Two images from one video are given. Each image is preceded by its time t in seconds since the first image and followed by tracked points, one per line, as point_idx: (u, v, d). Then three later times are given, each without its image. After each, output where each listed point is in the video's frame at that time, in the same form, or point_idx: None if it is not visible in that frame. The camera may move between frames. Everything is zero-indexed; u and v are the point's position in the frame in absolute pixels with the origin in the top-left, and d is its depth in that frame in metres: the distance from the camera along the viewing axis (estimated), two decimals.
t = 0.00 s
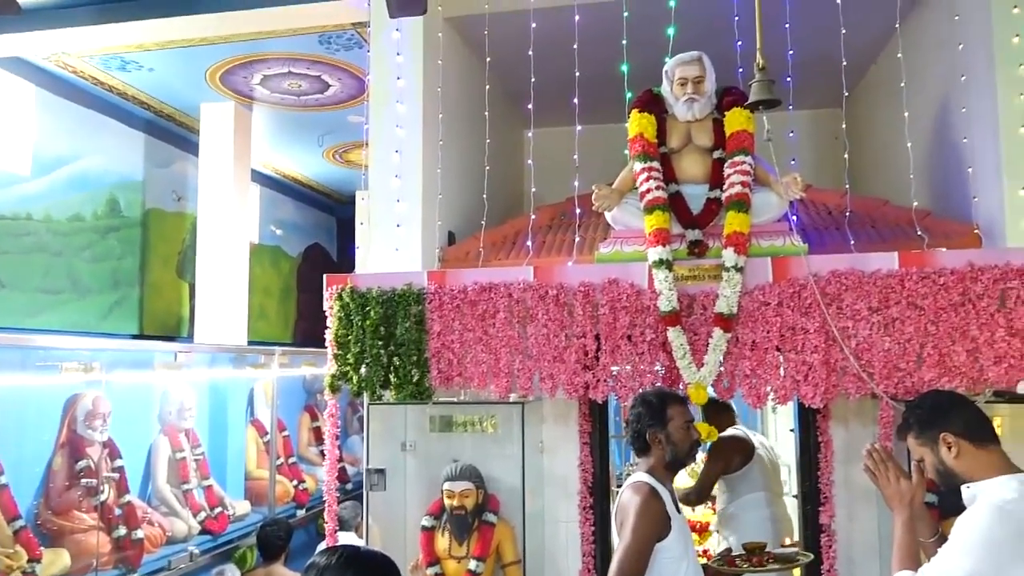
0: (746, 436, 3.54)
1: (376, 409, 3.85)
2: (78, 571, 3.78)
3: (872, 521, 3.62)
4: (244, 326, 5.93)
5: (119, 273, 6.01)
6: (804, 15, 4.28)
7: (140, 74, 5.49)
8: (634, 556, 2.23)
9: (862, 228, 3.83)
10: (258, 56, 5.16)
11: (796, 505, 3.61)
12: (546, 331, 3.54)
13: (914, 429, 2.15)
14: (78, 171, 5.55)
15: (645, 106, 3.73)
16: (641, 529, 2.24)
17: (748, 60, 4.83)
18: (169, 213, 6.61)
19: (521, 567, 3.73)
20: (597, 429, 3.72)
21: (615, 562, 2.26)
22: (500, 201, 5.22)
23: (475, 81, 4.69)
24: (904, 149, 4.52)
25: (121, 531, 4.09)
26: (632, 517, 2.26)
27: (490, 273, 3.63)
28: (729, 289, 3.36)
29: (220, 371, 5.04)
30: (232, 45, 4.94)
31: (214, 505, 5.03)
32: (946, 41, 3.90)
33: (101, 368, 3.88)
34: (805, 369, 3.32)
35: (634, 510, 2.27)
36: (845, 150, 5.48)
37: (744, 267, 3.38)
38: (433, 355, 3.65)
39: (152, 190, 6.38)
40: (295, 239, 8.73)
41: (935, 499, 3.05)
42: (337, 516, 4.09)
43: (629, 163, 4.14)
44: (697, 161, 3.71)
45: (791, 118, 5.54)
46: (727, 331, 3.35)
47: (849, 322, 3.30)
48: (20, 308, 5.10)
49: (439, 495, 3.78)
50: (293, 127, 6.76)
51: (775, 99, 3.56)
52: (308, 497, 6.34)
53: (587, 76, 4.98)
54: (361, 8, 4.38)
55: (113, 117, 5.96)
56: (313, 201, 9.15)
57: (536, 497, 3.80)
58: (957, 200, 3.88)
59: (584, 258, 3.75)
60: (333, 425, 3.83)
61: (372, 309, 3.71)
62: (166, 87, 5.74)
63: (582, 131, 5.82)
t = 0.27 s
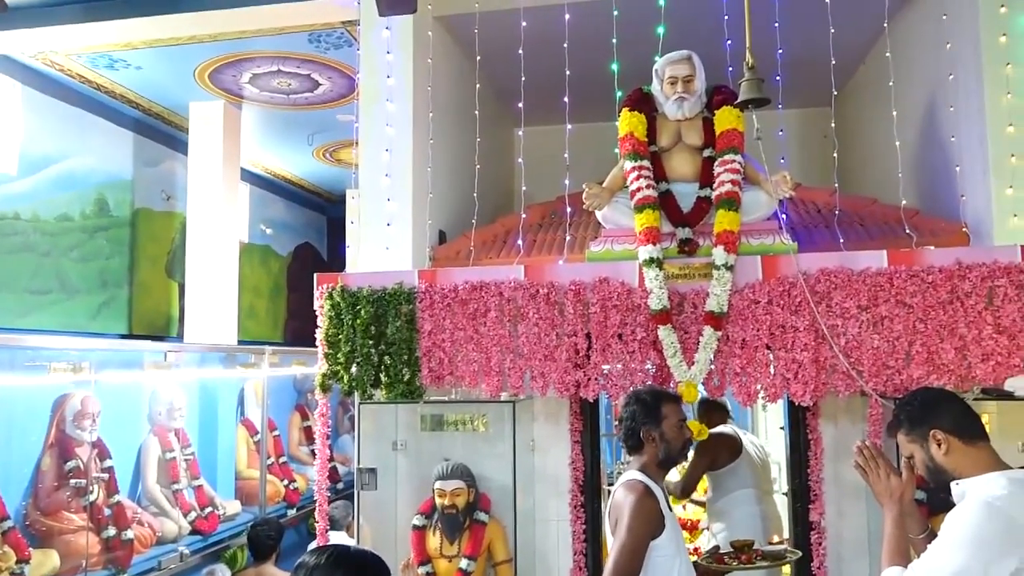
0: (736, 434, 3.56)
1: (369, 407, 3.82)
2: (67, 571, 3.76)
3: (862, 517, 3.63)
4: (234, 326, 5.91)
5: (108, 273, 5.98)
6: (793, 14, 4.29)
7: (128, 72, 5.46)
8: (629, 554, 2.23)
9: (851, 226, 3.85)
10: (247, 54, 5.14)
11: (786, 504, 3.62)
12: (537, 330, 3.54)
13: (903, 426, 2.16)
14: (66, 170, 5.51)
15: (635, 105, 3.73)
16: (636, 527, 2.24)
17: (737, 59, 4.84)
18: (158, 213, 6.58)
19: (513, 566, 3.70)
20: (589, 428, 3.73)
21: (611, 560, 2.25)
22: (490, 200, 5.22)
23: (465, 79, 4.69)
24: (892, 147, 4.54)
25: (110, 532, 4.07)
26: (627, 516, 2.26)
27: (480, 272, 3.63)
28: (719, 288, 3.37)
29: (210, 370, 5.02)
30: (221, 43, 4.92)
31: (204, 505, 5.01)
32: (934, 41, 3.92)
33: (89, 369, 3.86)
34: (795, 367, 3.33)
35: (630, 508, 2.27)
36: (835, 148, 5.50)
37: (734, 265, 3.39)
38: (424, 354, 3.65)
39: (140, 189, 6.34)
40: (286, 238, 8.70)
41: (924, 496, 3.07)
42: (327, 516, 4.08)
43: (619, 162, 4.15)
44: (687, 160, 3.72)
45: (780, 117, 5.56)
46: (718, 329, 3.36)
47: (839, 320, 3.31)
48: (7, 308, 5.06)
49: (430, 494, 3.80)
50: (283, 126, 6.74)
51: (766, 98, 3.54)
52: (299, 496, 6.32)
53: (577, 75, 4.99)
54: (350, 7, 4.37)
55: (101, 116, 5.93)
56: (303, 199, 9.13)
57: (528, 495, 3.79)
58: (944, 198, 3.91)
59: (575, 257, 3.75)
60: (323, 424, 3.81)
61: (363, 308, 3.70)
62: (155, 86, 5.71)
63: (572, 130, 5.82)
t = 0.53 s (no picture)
0: (722, 436, 3.57)
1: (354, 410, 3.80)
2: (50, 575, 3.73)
3: (846, 519, 3.65)
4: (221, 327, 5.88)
5: (93, 274, 5.94)
6: (780, 20, 4.32)
7: (114, 72, 5.43)
8: (621, 556, 2.23)
9: (836, 231, 3.88)
10: (236, 55, 5.12)
11: (772, 506, 3.64)
12: (524, 333, 3.54)
13: (889, 429, 2.16)
14: (51, 170, 5.47)
15: (623, 108, 3.74)
16: (629, 530, 2.25)
17: (725, 64, 4.86)
18: (144, 213, 6.54)
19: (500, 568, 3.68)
20: (576, 430, 3.73)
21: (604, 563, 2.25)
22: (478, 202, 5.22)
23: (454, 82, 4.69)
24: (878, 153, 4.58)
25: (93, 535, 4.04)
26: (619, 518, 2.26)
27: (468, 275, 3.63)
28: (706, 291, 3.38)
29: (196, 372, 4.99)
30: (209, 44, 4.90)
31: (189, 508, 4.98)
32: (919, 47, 3.95)
33: (73, 370, 3.83)
34: (781, 370, 3.35)
35: (622, 511, 2.27)
36: (821, 153, 5.54)
37: (721, 269, 3.41)
38: (412, 356, 3.64)
39: (126, 190, 6.31)
40: (273, 240, 8.67)
41: (908, 498, 3.09)
42: (314, 519, 4.05)
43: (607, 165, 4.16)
44: (674, 164, 3.74)
45: (767, 122, 5.59)
46: (705, 332, 3.38)
47: (824, 323, 3.33)
48: None
49: (417, 497, 3.80)
50: (271, 127, 6.71)
51: (753, 103, 3.49)
52: (285, 499, 6.30)
53: (565, 79, 5.00)
54: (339, 8, 4.36)
55: (87, 116, 5.89)
56: (290, 201, 9.09)
57: (515, 497, 3.76)
58: (929, 203, 3.94)
59: (563, 260, 3.76)
60: (310, 427, 3.80)
61: (350, 310, 3.68)
62: (142, 86, 5.68)
63: (561, 133, 5.83)
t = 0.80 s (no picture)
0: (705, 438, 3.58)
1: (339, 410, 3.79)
2: None
3: (829, 521, 3.68)
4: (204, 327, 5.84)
5: (75, 273, 5.89)
6: (765, 24, 4.35)
7: (98, 69, 5.39)
8: (610, 556, 2.23)
9: (820, 233, 3.91)
10: (221, 53, 5.09)
11: (755, 507, 3.66)
12: (509, 334, 3.54)
13: (870, 430, 2.18)
14: (33, 168, 5.41)
15: (609, 110, 3.76)
16: (616, 530, 2.25)
17: (710, 67, 4.89)
18: (127, 212, 6.49)
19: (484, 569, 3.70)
20: (560, 432, 3.73)
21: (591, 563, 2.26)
22: (464, 203, 5.22)
23: (441, 82, 4.69)
24: (861, 156, 4.62)
25: (74, 536, 4.00)
26: (606, 518, 2.27)
27: (454, 276, 3.63)
28: (690, 293, 3.41)
29: (179, 372, 4.95)
30: (194, 42, 4.87)
31: (171, 509, 4.95)
32: (902, 52, 3.99)
33: (54, 370, 3.79)
34: (764, 371, 3.37)
35: (609, 511, 2.28)
36: (804, 156, 5.58)
37: (705, 271, 3.43)
38: (397, 356, 3.63)
39: (110, 188, 6.25)
40: (257, 239, 8.62)
41: (890, 499, 3.12)
42: (297, 520, 4.03)
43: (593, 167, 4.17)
44: (660, 166, 3.76)
45: (752, 125, 5.63)
46: (689, 334, 3.39)
47: (807, 325, 3.36)
48: None
49: (402, 497, 3.79)
50: (256, 126, 6.68)
51: (738, 106, 3.50)
52: (268, 500, 6.28)
53: (551, 80, 5.01)
54: (325, 8, 4.35)
55: (70, 113, 5.83)
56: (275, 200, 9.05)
57: (498, 499, 3.77)
58: (910, 207, 3.98)
59: (548, 261, 3.76)
60: (294, 427, 3.78)
61: (335, 310, 3.67)
62: (126, 84, 5.63)
63: (547, 134, 5.84)
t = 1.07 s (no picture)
0: (691, 441, 3.66)
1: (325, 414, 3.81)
2: None
3: (813, 522, 3.70)
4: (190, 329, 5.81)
5: (58, 274, 5.84)
6: (751, 28, 4.37)
7: (82, 70, 5.35)
8: (598, 557, 2.23)
9: (804, 236, 3.93)
10: (207, 54, 5.07)
11: (740, 509, 3.67)
12: (496, 336, 3.54)
13: (854, 432, 2.18)
14: (17, 168, 5.37)
15: (595, 113, 3.77)
16: (604, 533, 2.26)
17: (696, 71, 4.92)
18: (111, 213, 6.45)
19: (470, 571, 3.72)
20: (547, 433, 3.72)
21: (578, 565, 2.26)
22: (451, 205, 5.23)
23: (427, 84, 4.69)
24: (845, 160, 4.65)
25: (57, 540, 3.97)
26: (593, 521, 2.27)
27: (440, 278, 3.63)
28: (676, 295, 3.42)
29: (163, 375, 4.92)
30: (180, 43, 4.85)
31: (155, 512, 4.92)
32: (886, 57, 4.03)
33: (37, 373, 3.76)
34: (749, 374, 3.39)
35: (597, 514, 2.28)
36: (789, 160, 5.61)
37: (691, 273, 3.45)
38: (383, 359, 3.63)
39: (94, 189, 6.21)
40: (243, 241, 8.58)
41: (873, 500, 3.14)
42: (283, 522, 4.01)
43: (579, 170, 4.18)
44: (646, 169, 3.77)
45: (737, 129, 5.66)
46: (674, 336, 3.41)
47: (792, 328, 3.38)
48: None
49: (387, 500, 3.76)
50: (243, 127, 6.65)
51: (724, 110, 3.52)
52: (253, 503, 6.24)
53: (538, 83, 5.02)
54: (312, 9, 4.34)
55: (54, 113, 5.79)
56: (261, 202, 9.01)
57: (484, 501, 3.78)
58: (894, 211, 4.02)
59: (535, 264, 3.77)
60: (280, 430, 3.76)
61: (321, 313, 3.66)
62: (111, 83, 5.60)
63: (534, 137, 5.85)
